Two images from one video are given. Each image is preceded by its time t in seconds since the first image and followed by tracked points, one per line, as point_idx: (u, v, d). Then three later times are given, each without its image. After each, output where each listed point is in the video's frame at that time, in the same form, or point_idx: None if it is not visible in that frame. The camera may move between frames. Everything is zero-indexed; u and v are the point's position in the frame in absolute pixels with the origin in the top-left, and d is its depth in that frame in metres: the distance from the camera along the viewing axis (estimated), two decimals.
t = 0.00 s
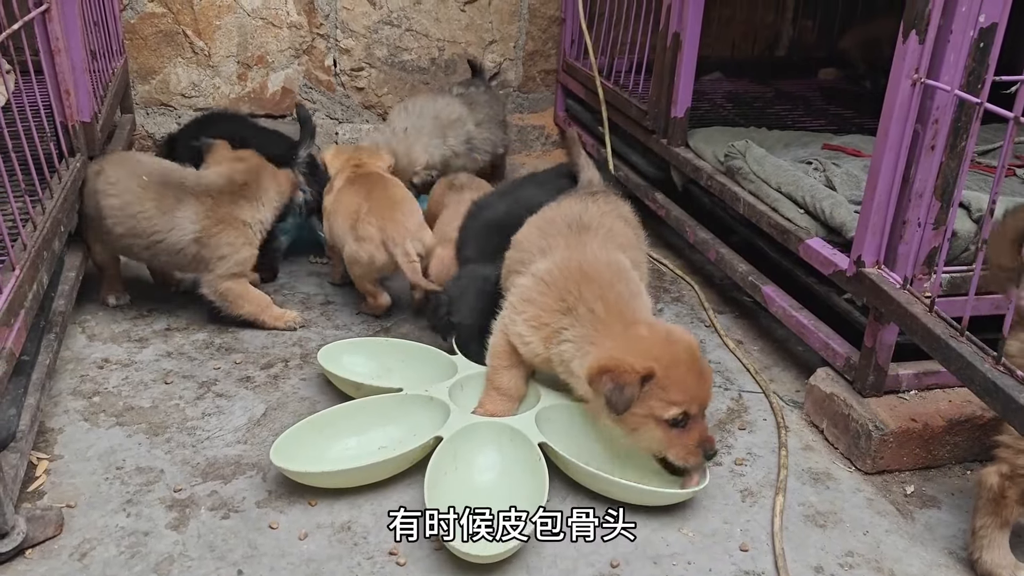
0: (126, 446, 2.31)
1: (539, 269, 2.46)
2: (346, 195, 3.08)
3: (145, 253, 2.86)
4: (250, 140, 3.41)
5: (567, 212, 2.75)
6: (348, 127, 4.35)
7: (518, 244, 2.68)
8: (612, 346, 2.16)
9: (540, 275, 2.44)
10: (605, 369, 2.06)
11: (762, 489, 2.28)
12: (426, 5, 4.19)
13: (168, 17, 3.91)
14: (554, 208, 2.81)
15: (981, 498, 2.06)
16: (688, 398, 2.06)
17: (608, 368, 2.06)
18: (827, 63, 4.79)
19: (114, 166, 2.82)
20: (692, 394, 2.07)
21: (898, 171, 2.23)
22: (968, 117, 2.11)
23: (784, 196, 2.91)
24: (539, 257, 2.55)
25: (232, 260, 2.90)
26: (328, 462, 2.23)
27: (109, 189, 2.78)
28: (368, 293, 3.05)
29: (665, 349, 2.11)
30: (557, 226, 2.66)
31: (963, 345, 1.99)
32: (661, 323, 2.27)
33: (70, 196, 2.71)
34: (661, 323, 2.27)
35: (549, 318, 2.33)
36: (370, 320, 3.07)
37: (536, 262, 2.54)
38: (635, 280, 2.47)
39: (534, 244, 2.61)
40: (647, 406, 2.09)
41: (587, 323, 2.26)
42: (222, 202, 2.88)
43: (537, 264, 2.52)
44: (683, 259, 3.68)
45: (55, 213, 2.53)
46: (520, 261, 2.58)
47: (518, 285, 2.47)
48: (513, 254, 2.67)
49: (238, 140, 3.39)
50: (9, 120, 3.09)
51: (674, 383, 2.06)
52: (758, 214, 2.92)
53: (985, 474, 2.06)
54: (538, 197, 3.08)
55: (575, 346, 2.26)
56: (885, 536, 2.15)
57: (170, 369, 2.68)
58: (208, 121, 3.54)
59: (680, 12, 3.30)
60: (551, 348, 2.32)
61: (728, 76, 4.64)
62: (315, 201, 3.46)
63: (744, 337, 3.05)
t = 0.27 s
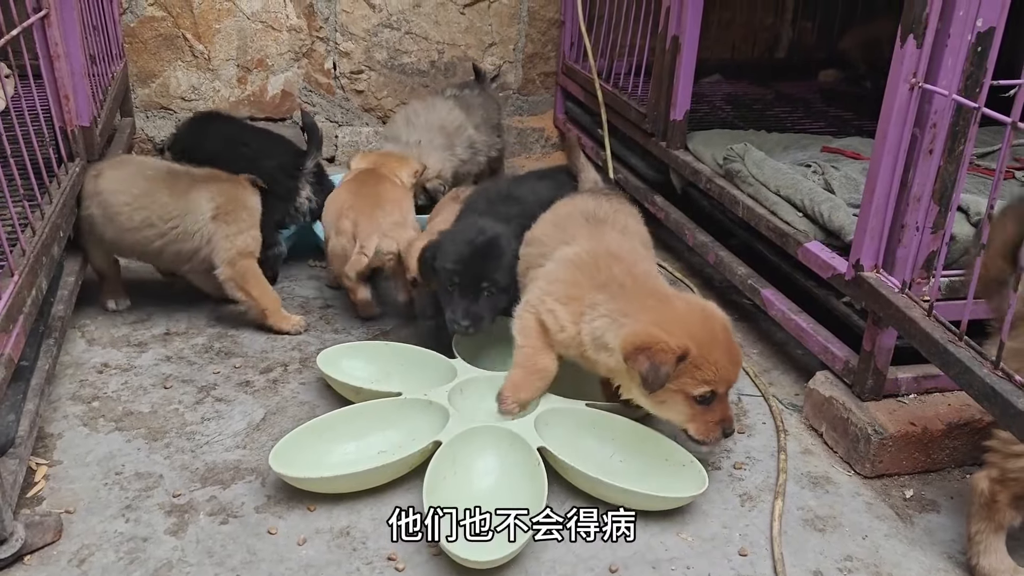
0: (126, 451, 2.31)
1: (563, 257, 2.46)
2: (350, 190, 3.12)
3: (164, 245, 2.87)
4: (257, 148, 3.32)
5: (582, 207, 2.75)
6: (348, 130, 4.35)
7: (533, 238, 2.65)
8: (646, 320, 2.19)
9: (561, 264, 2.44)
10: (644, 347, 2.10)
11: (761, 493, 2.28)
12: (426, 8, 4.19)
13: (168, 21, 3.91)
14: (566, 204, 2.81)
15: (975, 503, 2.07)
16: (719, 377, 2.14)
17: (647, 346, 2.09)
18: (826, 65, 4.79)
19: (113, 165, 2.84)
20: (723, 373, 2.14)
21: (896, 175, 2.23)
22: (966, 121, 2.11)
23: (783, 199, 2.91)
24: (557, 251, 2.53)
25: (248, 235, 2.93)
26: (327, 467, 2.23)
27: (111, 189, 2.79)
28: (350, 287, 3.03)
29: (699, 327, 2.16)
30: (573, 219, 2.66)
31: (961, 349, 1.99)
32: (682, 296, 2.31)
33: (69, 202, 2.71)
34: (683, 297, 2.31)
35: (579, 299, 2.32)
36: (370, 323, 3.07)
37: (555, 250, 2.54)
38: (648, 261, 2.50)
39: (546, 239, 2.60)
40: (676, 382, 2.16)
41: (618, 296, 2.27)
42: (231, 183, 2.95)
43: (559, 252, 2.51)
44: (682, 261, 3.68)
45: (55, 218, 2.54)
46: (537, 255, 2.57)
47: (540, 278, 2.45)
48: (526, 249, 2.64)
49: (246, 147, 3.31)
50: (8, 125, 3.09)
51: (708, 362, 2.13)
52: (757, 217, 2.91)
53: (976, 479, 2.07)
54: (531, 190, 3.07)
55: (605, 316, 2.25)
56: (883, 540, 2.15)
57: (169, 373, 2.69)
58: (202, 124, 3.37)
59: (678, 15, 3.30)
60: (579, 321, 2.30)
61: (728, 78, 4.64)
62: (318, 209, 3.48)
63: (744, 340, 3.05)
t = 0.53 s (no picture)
0: (127, 452, 2.31)
1: (591, 253, 2.52)
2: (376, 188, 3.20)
3: (190, 223, 2.95)
4: (264, 148, 3.31)
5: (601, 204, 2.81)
6: (349, 131, 4.35)
7: (549, 229, 2.70)
8: (678, 343, 2.29)
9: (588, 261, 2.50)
10: (673, 369, 2.20)
11: (764, 493, 2.28)
12: (427, 8, 4.19)
13: (169, 22, 3.91)
14: (578, 202, 2.83)
15: (962, 505, 2.08)
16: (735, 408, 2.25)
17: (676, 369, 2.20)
18: (828, 65, 4.79)
19: (121, 154, 2.92)
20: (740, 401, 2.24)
21: (898, 174, 2.22)
22: (968, 121, 2.11)
23: (785, 199, 2.91)
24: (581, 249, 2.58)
25: (262, 217, 3.13)
26: (328, 468, 2.22)
27: (129, 172, 2.86)
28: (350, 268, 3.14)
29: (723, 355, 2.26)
30: (590, 214, 2.72)
31: (964, 348, 1.99)
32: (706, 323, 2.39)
33: (71, 202, 2.71)
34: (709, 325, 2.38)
35: (624, 292, 2.39)
36: (371, 323, 3.07)
37: (580, 246, 2.58)
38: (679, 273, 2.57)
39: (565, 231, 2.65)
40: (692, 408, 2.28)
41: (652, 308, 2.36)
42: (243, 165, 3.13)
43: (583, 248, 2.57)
44: (684, 261, 3.67)
45: (56, 219, 2.54)
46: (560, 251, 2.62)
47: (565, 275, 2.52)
48: (543, 240, 2.69)
49: (254, 147, 3.29)
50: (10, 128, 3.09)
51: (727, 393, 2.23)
52: (758, 217, 2.91)
53: (963, 481, 2.09)
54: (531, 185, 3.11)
55: (643, 329, 2.34)
56: (885, 540, 2.15)
57: (171, 374, 2.68)
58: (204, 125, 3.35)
59: (680, 15, 3.30)
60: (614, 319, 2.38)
61: (729, 77, 4.64)
62: (327, 211, 3.50)
63: (746, 340, 3.05)
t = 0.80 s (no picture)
0: (130, 452, 2.32)
1: (577, 272, 2.53)
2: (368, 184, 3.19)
3: (226, 215, 3.02)
4: (273, 151, 3.29)
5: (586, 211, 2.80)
6: (351, 132, 4.36)
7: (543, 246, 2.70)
8: (677, 352, 2.27)
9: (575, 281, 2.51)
10: (674, 378, 2.19)
11: (766, 493, 2.28)
12: (428, 9, 4.20)
13: (171, 24, 3.92)
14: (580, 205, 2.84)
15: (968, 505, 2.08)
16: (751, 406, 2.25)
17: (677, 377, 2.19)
18: (830, 65, 4.79)
19: (146, 151, 2.93)
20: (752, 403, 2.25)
21: (899, 174, 2.22)
22: (969, 120, 2.11)
23: (786, 199, 2.91)
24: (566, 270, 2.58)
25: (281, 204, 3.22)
26: (331, 468, 2.23)
27: (166, 168, 2.89)
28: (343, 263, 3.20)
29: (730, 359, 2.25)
30: (580, 225, 2.71)
31: (966, 348, 1.99)
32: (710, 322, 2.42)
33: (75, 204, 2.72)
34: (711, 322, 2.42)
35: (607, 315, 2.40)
36: (374, 324, 3.07)
37: (570, 263, 2.59)
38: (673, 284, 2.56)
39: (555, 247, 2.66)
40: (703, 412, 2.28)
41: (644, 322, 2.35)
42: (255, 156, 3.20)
43: (571, 265, 2.58)
44: (686, 261, 3.68)
45: (60, 220, 2.54)
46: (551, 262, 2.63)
47: (559, 287, 2.54)
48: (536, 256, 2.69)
49: (262, 150, 3.26)
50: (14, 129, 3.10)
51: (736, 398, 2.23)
52: (760, 217, 2.91)
53: (964, 482, 2.09)
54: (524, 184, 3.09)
55: (631, 345, 2.33)
56: (888, 539, 2.15)
57: (174, 375, 2.69)
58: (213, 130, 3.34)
59: (682, 15, 3.30)
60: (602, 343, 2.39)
61: (731, 78, 4.64)
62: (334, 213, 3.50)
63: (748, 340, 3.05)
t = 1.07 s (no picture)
0: (132, 454, 2.32)
1: (591, 279, 2.50)
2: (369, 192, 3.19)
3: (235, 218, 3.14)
4: (276, 153, 3.29)
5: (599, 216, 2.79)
6: (352, 133, 4.37)
7: (548, 248, 2.67)
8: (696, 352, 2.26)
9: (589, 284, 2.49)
10: (687, 378, 2.17)
11: (767, 493, 2.28)
12: (429, 10, 4.20)
13: (172, 26, 3.93)
14: (579, 209, 2.85)
15: (971, 506, 2.08)
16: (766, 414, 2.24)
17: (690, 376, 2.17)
18: (830, 66, 4.80)
19: (159, 165, 2.99)
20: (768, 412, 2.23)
21: (900, 175, 2.22)
22: (969, 121, 2.12)
23: (787, 199, 2.91)
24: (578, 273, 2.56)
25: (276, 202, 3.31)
26: (332, 469, 2.23)
27: (184, 179, 2.99)
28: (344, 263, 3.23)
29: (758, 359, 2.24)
30: (584, 230, 2.69)
31: (966, 348, 2.00)
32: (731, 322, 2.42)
33: (76, 206, 2.72)
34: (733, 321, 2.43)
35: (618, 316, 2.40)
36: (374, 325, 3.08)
37: (580, 269, 2.56)
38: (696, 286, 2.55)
39: (563, 253, 2.62)
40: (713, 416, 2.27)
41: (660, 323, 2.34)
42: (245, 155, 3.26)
43: (584, 270, 2.55)
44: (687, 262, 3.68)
45: (61, 222, 2.55)
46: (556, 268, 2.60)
47: (572, 294, 2.51)
48: (541, 261, 2.65)
49: (268, 152, 3.28)
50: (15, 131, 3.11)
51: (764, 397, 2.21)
52: (761, 218, 2.92)
53: (970, 483, 2.09)
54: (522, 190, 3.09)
55: (652, 345, 2.33)
56: (889, 540, 2.15)
57: (175, 376, 2.70)
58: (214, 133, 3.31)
59: (682, 16, 3.30)
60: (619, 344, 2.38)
61: (731, 78, 4.65)
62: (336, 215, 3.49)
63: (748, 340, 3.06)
